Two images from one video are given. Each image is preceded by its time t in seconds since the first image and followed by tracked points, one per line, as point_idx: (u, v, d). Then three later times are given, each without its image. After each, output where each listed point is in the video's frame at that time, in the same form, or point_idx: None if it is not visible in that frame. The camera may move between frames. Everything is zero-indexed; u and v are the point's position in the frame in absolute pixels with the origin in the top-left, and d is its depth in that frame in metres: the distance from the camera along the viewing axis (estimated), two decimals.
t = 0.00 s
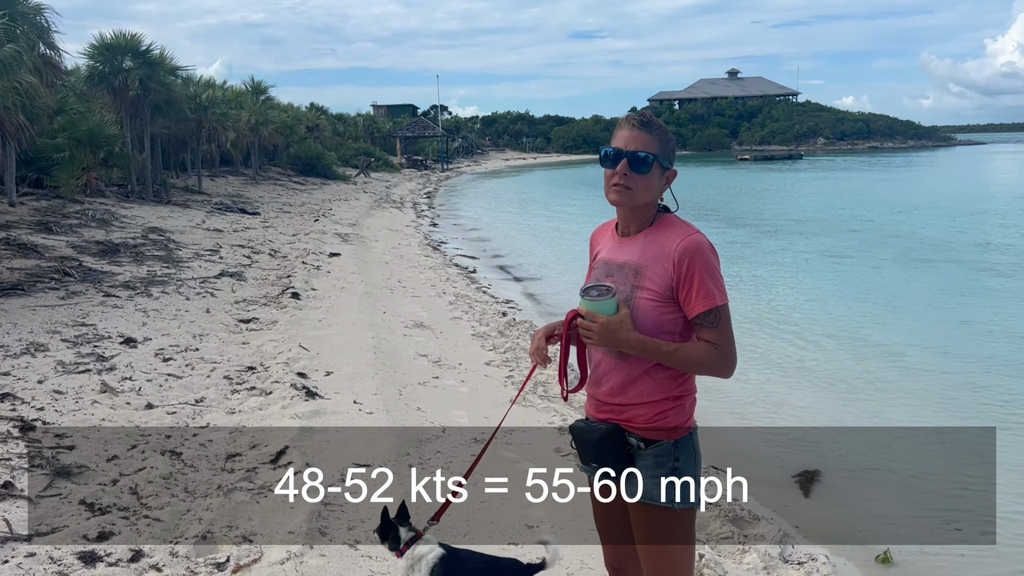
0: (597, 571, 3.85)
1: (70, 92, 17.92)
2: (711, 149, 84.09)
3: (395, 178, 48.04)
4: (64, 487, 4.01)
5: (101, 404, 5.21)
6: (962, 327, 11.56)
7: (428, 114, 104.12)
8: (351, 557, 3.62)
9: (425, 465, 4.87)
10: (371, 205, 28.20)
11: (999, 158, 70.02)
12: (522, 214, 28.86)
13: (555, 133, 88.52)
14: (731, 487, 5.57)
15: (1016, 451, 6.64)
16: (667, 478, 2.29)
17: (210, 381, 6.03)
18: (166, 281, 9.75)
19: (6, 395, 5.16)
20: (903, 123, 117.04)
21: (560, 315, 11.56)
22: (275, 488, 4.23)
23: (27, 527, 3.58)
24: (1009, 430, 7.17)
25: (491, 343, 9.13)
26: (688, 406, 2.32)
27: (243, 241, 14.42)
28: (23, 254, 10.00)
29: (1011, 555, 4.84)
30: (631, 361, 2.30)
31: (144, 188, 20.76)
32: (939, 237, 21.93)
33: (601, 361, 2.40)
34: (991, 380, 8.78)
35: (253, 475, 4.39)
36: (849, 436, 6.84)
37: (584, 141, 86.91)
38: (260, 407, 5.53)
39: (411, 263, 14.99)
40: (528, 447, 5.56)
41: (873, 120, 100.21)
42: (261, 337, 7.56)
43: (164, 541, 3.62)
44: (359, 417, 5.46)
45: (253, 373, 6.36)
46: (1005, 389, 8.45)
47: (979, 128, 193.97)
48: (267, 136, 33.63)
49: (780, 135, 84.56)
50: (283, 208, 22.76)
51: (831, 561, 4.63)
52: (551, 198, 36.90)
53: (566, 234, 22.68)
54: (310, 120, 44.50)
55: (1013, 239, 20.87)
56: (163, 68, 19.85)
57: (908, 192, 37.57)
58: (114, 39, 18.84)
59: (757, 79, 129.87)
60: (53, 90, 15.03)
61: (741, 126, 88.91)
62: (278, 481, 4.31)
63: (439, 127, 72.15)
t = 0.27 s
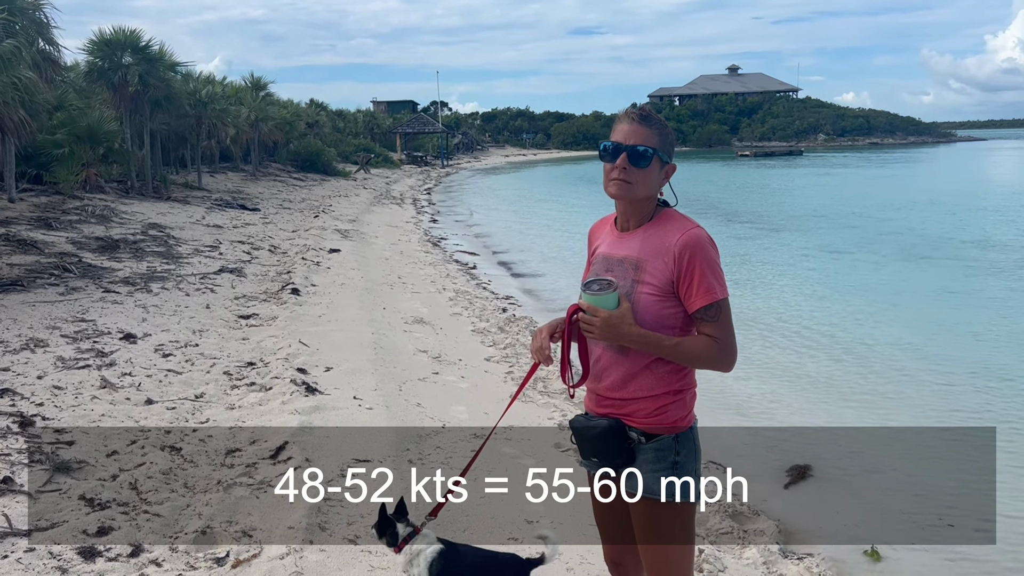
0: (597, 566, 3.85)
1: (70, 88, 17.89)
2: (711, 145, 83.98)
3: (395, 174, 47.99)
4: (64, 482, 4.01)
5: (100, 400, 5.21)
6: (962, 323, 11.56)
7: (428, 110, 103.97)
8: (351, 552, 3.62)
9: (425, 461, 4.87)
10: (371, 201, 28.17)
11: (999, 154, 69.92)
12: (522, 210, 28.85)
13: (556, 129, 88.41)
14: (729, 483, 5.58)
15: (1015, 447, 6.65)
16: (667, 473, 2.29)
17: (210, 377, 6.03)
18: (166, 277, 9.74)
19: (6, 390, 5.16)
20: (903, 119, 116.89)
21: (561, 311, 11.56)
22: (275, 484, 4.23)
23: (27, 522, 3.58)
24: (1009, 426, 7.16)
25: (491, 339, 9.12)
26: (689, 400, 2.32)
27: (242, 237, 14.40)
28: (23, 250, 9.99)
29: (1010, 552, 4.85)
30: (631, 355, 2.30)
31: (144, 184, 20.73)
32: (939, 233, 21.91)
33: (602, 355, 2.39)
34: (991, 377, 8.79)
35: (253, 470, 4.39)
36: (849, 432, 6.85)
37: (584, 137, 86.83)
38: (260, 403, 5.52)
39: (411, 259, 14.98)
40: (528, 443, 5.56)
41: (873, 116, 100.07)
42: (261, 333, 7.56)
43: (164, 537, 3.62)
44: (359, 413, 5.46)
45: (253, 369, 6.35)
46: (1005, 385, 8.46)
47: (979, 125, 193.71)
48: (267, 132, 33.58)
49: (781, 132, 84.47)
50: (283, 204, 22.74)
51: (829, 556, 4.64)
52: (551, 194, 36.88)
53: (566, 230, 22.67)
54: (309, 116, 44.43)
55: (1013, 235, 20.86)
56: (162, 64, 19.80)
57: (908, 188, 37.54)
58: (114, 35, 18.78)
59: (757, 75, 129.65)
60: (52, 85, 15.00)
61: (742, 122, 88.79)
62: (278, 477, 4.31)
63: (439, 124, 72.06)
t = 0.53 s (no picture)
0: (597, 560, 3.86)
1: (69, 84, 17.87)
2: (711, 141, 83.87)
3: (395, 170, 47.95)
4: (65, 477, 4.01)
5: (100, 395, 5.21)
6: (962, 318, 11.57)
7: (428, 106, 103.87)
8: (352, 546, 3.61)
9: (425, 456, 4.88)
10: (371, 197, 28.15)
11: (999, 150, 69.84)
12: (521, 206, 28.83)
13: (555, 125, 88.30)
14: (727, 478, 5.60)
15: (1015, 442, 6.65)
16: (670, 467, 2.29)
17: (210, 372, 6.03)
18: (166, 272, 9.74)
19: (5, 385, 5.16)
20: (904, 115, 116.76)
21: (560, 307, 11.57)
22: (276, 478, 4.23)
23: (27, 517, 3.59)
24: (1009, 422, 7.16)
25: (491, 334, 9.13)
26: (689, 394, 2.32)
27: (242, 233, 14.40)
28: (23, 246, 9.99)
29: (1008, 546, 4.86)
30: (632, 349, 2.30)
31: (143, 179, 20.72)
32: (940, 229, 21.90)
33: (602, 348, 2.39)
34: (990, 372, 8.79)
35: (253, 465, 4.39)
36: (848, 427, 6.86)
37: (584, 133, 86.75)
38: (260, 398, 5.52)
39: (410, 255, 14.98)
40: (528, 438, 5.56)
41: (874, 112, 99.95)
42: (261, 328, 7.56)
43: (164, 532, 3.62)
44: (359, 408, 5.47)
45: (253, 364, 6.36)
46: (1004, 380, 8.47)
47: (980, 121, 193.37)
48: (267, 128, 33.55)
49: (781, 127, 84.38)
50: (282, 200, 22.73)
51: (827, 550, 4.65)
52: (551, 190, 36.86)
53: (566, 226, 22.66)
54: (309, 112, 44.40)
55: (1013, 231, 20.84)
56: (162, 60, 19.78)
57: (908, 184, 37.52)
58: (113, 30, 18.75)
59: (758, 71, 129.42)
60: (51, 81, 14.98)
61: (742, 118, 88.68)
62: (279, 472, 4.31)
63: (438, 119, 72.01)
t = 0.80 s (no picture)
0: (597, 555, 3.87)
1: (69, 80, 17.83)
2: (711, 138, 83.79)
3: (394, 167, 47.91)
4: (65, 473, 4.01)
5: (101, 391, 5.21)
6: (962, 315, 11.57)
7: (427, 102, 103.71)
8: (352, 542, 3.61)
9: (425, 452, 4.88)
10: (371, 194, 28.13)
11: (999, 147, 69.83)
12: (521, 202, 28.82)
13: (555, 121, 88.21)
14: (728, 474, 5.60)
15: (1015, 438, 6.66)
16: (672, 462, 2.29)
17: (210, 368, 6.03)
18: (166, 269, 9.73)
19: (5, 382, 5.16)
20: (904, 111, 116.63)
21: (561, 303, 11.56)
22: (276, 475, 4.23)
23: (28, 513, 3.59)
24: (1009, 418, 7.17)
25: (491, 331, 9.13)
26: (692, 388, 2.32)
27: (242, 229, 14.38)
28: (22, 242, 9.98)
29: (1008, 542, 4.87)
30: (635, 345, 2.30)
31: (142, 176, 20.70)
32: (940, 225, 21.89)
33: (604, 344, 2.39)
34: (991, 369, 8.79)
35: (253, 461, 4.40)
36: (849, 423, 6.87)
37: (584, 130, 86.68)
38: (260, 394, 5.52)
39: (410, 251, 14.97)
40: (528, 434, 5.57)
41: (874, 108, 99.83)
42: (261, 325, 7.56)
43: (164, 528, 3.62)
44: (359, 404, 5.47)
45: (253, 360, 6.36)
46: (1004, 377, 8.47)
47: (980, 117, 193.15)
48: (266, 125, 33.50)
49: (781, 124, 84.29)
50: (282, 197, 22.71)
51: (826, 546, 4.67)
52: (550, 186, 36.84)
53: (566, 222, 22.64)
54: (309, 108, 44.34)
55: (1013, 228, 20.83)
56: (161, 56, 19.74)
57: (908, 180, 37.48)
58: (113, 26, 18.70)
59: (757, 67, 129.29)
60: (51, 77, 14.94)
61: (742, 114, 88.55)
62: (279, 468, 4.31)
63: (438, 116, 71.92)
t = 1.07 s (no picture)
0: (597, 553, 3.88)
1: (69, 77, 17.80)
2: (712, 135, 83.64)
3: (394, 164, 47.88)
4: (67, 470, 4.02)
5: (102, 388, 5.22)
6: (962, 312, 11.58)
7: (427, 99, 103.62)
8: (353, 540, 3.62)
9: (426, 449, 4.88)
10: (371, 191, 28.12)
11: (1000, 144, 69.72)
12: (522, 200, 28.79)
13: (555, 118, 88.09)
14: (728, 472, 5.61)
15: (1015, 435, 6.66)
16: (674, 460, 2.29)
17: (211, 366, 6.03)
18: (166, 266, 9.72)
19: (6, 379, 5.16)
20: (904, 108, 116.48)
21: (561, 300, 11.57)
22: (277, 472, 4.23)
23: (29, 510, 3.60)
24: (1009, 415, 7.17)
25: (492, 328, 9.14)
26: (693, 387, 2.32)
27: (242, 227, 14.38)
28: (22, 239, 9.97)
29: (1008, 539, 4.88)
30: (636, 344, 2.30)
31: (142, 173, 20.69)
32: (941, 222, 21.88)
33: (605, 343, 2.38)
34: (991, 366, 8.80)
35: (254, 459, 4.40)
36: (849, 421, 6.87)
37: (584, 127, 86.58)
38: (261, 392, 5.52)
39: (410, 249, 14.97)
40: (529, 432, 5.57)
41: (875, 105, 99.73)
42: (262, 322, 7.56)
43: (165, 525, 3.63)
44: (360, 402, 5.48)
45: (254, 358, 6.36)
46: (1005, 374, 8.47)
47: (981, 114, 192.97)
48: (266, 122, 33.46)
49: (781, 121, 84.22)
50: (282, 194, 22.70)
51: (826, 542, 4.67)
52: (550, 184, 36.82)
53: (566, 219, 22.63)
54: (308, 106, 44.31)
55: (1014, 225, 20.82)
56: (161, 53, 19.71)
57: (908, 177, 37.45)
58: (113, 23, 18.67)
59: (758, 64, 129.07)
60: (51, 74, 14.91)
61: (742, 111, 88.47)
62: (280, 465, 4.31)
63: (438, 113, 71.87)
